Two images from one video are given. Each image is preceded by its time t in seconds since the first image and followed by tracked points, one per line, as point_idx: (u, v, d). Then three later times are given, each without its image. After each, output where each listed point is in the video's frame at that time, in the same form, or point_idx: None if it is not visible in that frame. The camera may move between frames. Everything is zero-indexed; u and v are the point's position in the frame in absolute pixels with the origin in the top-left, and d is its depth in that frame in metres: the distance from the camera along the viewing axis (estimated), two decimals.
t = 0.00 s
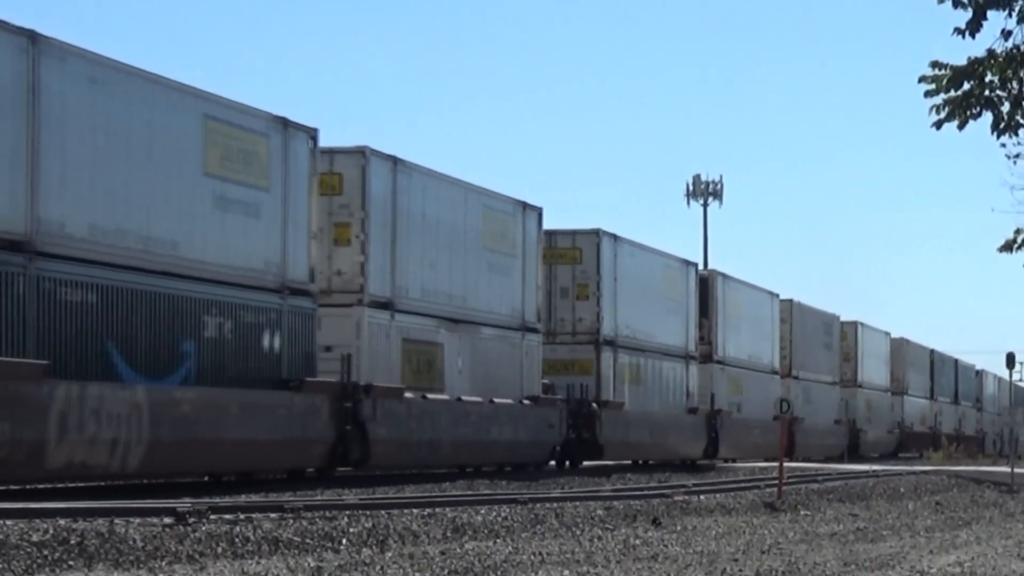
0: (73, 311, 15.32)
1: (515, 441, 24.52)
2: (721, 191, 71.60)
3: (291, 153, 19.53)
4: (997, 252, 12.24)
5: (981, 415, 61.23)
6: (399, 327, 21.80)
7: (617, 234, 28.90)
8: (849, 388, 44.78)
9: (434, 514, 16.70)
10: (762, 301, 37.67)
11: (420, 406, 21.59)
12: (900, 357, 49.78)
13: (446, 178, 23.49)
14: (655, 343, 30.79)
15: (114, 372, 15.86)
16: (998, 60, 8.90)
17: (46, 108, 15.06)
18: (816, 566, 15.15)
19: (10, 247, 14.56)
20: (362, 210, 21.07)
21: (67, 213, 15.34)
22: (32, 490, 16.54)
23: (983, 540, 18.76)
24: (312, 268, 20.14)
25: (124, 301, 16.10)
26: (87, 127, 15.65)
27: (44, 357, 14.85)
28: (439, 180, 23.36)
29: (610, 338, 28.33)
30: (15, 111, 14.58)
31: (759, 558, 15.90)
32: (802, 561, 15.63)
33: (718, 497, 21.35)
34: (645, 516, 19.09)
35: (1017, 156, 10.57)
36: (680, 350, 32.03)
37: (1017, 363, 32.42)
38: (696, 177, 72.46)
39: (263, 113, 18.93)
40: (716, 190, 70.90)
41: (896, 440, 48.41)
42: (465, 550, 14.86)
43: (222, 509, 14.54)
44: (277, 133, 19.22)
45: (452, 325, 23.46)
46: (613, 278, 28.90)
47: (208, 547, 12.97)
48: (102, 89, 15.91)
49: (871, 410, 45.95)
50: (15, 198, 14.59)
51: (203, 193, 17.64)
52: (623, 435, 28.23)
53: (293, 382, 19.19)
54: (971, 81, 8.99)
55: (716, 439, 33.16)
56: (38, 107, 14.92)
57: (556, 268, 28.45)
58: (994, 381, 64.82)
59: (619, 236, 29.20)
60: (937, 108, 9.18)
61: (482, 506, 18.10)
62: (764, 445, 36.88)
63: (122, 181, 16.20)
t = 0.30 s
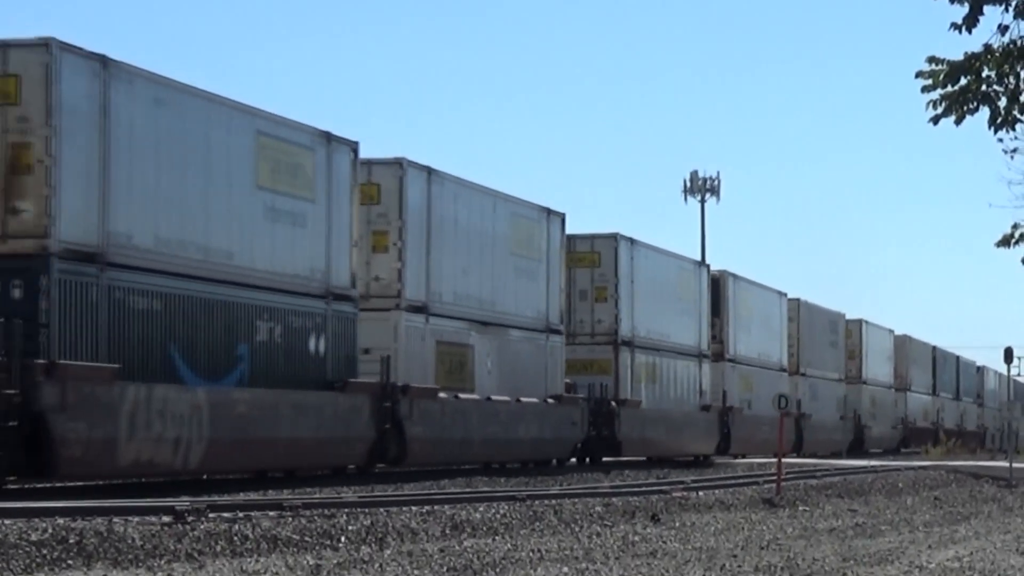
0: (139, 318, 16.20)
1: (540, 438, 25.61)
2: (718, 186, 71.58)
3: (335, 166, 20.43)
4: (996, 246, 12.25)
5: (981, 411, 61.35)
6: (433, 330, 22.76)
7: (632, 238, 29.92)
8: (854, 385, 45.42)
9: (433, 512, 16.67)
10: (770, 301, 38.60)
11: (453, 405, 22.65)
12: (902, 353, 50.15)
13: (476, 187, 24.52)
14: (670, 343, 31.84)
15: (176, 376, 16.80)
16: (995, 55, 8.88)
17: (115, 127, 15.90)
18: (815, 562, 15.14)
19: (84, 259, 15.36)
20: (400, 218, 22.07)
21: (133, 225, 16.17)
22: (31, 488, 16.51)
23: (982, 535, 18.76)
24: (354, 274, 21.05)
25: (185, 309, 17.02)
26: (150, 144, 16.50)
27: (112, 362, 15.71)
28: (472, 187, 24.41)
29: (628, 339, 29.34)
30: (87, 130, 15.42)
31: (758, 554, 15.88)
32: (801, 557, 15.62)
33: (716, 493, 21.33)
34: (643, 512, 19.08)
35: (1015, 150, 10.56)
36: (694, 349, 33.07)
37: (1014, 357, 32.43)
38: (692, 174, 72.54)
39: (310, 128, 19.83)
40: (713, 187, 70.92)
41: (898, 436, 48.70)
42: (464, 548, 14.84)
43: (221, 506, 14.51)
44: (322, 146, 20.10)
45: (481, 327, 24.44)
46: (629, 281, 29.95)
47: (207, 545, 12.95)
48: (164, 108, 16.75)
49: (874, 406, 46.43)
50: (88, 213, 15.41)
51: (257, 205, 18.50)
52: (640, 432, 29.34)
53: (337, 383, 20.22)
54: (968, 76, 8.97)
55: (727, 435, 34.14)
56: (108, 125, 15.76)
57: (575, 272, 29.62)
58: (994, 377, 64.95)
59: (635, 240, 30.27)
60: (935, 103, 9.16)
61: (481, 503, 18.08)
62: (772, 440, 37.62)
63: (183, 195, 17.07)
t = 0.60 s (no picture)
0: (198, 319, 17.30)
1: (565, 433, 26.96)
2: (715, 180, 71.52)
3: (374, 174, 21.65)
4: (994, 239, 12.25)
5: (983, 406, 61.46)
6: (464, 329, 24.06)
7: (648, 239, 31.23)
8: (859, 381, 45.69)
9: (431, 506, 16.65)
10: (778, 299, 39.58)
11: (485, 401, 23.93)
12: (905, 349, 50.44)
13: (502, 192, 25.83)
14: (683, 340, 33.20)
15: (232, 374, 17.95)
16: (993, 49, 8.86)
17: (178, 139, 16.99)
18: (814, 556, 15.13)
19: (149, 264, 16.42)
20: (433, 222, 23.30)
21: (194, 232, 17.28)
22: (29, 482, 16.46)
23: (980, 529, 18.79)
24: (392, 275, 22.27)
25: (241, 310, 18.19)
26: (208, 155, 17.61)
27: (175, 361, 16.79)
28: (498, 193, 25.67)
29: (644, 336, 30.72)
30: (152, 145, 16.48)
31: (756, 548, 15.87)
32: (799, 551, 15.61)
33: (714, 488, 21.33)
34: (641, 506, 19.07)
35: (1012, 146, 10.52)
36: (705, 346, 34.43)
37: (1012, 352, 32.42)
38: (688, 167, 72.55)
39: (350, 138, 21.05)
40: (711, 181, 70.95)
41: (902, 431, 48.87)
42: (462, 542, 14.82)
43: (219, 502, 14.47)
44: (362, 155, 21.34)
45: (507, 326, 25.75)
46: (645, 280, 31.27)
47: (205, 540, 12.92)
48: (220, 121, 17.83)
49: (878, 400, 46.76)
50: (154, 222, 16.49)
51: (303, 212, 19.68)
52: (657, 426, 30.71)
53: (376, 379, 21.34)
54: (965, 71, 8.94)
55: (737, 428, 35.37)
56: (171, 138, 16.84)
57: (594, 272, 30.93)
58: (994, 372, 65.08)
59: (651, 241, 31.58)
60: (933, 97, 9.15)
61: (479, 498, 18.08)
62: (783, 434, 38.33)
63: (238, 201, 18.19)
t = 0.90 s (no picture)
0: (258, 323, 18.31)
1: (593, 430, 27.59)
2: (720, 178, 71.53)
3: (417, 183, 22.66)
4: (997, 236, 12.25)
5: (990, 403, 61.38)
6: (498, 331, 24.97)
7: (671, 242, 32.12)
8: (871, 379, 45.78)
9: (436, 504, 16.66)
10: (792, 299, 39.80)
11: (519, 399, 24.78)
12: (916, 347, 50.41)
13: (535, 199, 26.91)
14: (704, 341, 33.73)
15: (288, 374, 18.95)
16: (997, 46, 8.86)
17: (240, 152, 18.11)
18: (818, 553, 15.14)
19: (213, 271, 17.48)
20: (470, 228, 24.37)
21: (254, 240, 18.39)
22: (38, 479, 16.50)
23: (985, 527, 18.78)
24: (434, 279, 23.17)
25: (298, 315, 19.17)
26: (266, 167, 18.71)
27: (237, 362, 17.79)
28: (530, 201, 26.83)
29: (667, 337, 31.38)
30: (217, 159, 17.60)
31: (760, 545, 15.89)
32: (803, 548, 15.62)
33: (719, 485, 21.34)
34: (646, 504, 19.08)
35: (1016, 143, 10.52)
36: (723, 347, 34.84)
37: (1018, 350, 32.34)
38: (695, 164, 72.62)
39: (395, 148, 22.05)
40: (715, 178, 70.93)
41: (912, 428, 48.85)
42: (467, 540, 14.83)
43: (223, 499, 14.49)
44: (406, 164, 22.31)
45: (537, 327, 26.68)
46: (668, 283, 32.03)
47: (210, 537, 12.94)
48: (277, 135, 18.97)
49: (889, 399, 46.76)
50: (218, 230, 17.59)
51: (353, 220, 20.71)
52: (681, 424, 31.22)
53: (419, 379, 22.25)
54: (970, 68, 8.95)
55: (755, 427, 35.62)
56: (233, 151, 17.95)
57: (617, 275, 31.70)
58: (1002, 370, 65.01)
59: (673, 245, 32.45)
60: (937, 94, 9.15)
61: (484, 495, 18.10)
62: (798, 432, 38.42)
63: (295, 211, 19.24)
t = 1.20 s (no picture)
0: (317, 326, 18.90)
1: (623, 428, 28.09)
2: (728, 175, 71.47)
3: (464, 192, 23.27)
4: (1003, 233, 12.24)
5: (1001, 400, 61.24)
6: (534, 333, 25.35)
7: (696, 245, 32.28)
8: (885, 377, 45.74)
9: (444, 501, 16.71)
10: (809, 299, 39.81)
11: (555, 398, 25.09)
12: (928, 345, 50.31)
13: (568, 204, 27.26)
14: (727, 342, 33.88)
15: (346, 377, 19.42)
16: (1005, 43, 8.87)
17: (301, 164, 18.83)
18: (826, 550, 15.16)
19: (276, 277, 18.12)
20: (508, 233, 24.74)
21: (313, 248, 18.91)
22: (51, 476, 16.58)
23: (993, 524, 18.77)
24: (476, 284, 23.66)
25: (356, 320, 19.72)
26: (326, 178, 19.38)
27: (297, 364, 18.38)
28: (566, 207, 27.29)
29: (692, 338, 31.57)
30: (279, 170, 18.33)
31: (769, 543, 15.91)
32: (812, 546, 15.64)
33: (728, 482, 21.34)
34: (654, 501, 19.10)
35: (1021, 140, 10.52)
36: (744, 346, 34.95)
37: None
38: (703, 161, 72.61)
39: (444, 158, 22.68)
40: (723, 175, 70.85)
41: (925, 425, 48.76)
42: (475, 537, 14.88)
43: (232, 497, 14.54)
44: (454, 174, 22.89)
45: (570, 329, 27.03)
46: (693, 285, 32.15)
47: (219, 535, 13.00)
48: (336, 149, 19.61)
49: (902, 396, 46.70)
50: (281, 238, 18.27)
51: (407, 228, 21.31)
52: (705, 422, 31.45)
53: (463, 379, 22.71)
54: (978, 65, 8.95)
55: (773, 425, 35.70)
56: (294, 163, 18.66)
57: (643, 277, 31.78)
58: (1012, 367, 64.87)
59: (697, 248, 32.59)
60: (945, 92, 9.15)
61: (492, 493, 18.14)
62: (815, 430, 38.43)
63: (353, 219, 19.87)
